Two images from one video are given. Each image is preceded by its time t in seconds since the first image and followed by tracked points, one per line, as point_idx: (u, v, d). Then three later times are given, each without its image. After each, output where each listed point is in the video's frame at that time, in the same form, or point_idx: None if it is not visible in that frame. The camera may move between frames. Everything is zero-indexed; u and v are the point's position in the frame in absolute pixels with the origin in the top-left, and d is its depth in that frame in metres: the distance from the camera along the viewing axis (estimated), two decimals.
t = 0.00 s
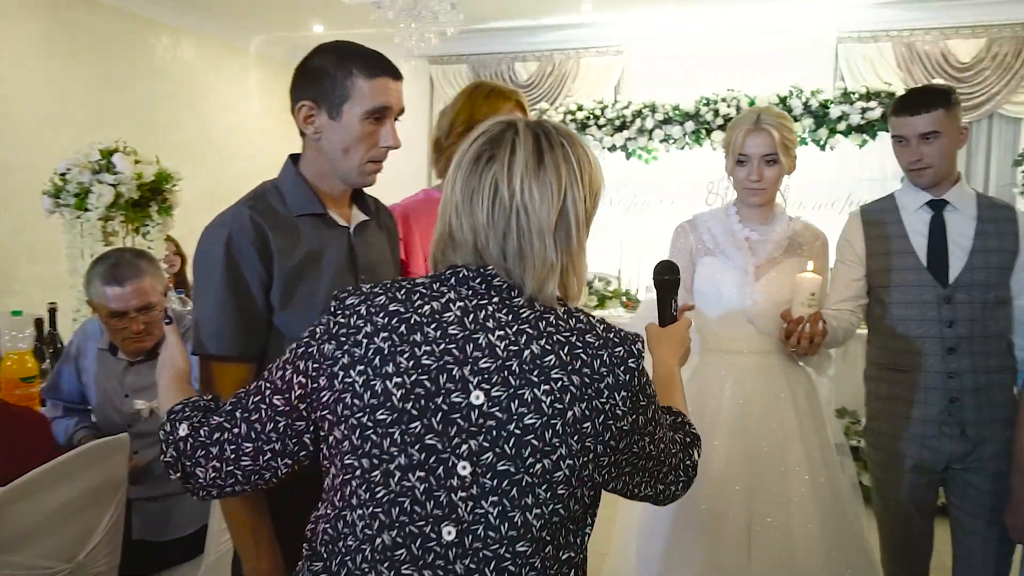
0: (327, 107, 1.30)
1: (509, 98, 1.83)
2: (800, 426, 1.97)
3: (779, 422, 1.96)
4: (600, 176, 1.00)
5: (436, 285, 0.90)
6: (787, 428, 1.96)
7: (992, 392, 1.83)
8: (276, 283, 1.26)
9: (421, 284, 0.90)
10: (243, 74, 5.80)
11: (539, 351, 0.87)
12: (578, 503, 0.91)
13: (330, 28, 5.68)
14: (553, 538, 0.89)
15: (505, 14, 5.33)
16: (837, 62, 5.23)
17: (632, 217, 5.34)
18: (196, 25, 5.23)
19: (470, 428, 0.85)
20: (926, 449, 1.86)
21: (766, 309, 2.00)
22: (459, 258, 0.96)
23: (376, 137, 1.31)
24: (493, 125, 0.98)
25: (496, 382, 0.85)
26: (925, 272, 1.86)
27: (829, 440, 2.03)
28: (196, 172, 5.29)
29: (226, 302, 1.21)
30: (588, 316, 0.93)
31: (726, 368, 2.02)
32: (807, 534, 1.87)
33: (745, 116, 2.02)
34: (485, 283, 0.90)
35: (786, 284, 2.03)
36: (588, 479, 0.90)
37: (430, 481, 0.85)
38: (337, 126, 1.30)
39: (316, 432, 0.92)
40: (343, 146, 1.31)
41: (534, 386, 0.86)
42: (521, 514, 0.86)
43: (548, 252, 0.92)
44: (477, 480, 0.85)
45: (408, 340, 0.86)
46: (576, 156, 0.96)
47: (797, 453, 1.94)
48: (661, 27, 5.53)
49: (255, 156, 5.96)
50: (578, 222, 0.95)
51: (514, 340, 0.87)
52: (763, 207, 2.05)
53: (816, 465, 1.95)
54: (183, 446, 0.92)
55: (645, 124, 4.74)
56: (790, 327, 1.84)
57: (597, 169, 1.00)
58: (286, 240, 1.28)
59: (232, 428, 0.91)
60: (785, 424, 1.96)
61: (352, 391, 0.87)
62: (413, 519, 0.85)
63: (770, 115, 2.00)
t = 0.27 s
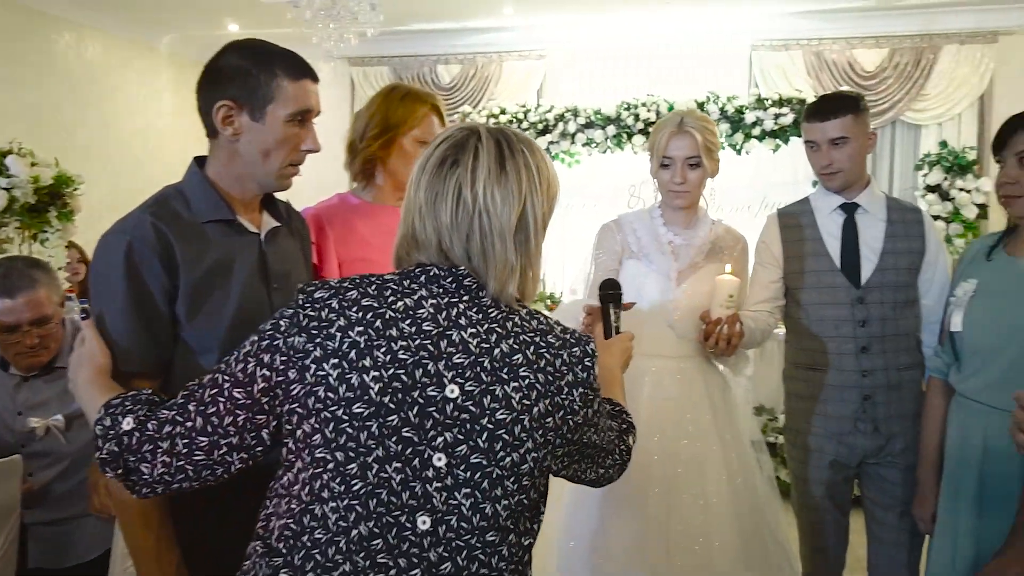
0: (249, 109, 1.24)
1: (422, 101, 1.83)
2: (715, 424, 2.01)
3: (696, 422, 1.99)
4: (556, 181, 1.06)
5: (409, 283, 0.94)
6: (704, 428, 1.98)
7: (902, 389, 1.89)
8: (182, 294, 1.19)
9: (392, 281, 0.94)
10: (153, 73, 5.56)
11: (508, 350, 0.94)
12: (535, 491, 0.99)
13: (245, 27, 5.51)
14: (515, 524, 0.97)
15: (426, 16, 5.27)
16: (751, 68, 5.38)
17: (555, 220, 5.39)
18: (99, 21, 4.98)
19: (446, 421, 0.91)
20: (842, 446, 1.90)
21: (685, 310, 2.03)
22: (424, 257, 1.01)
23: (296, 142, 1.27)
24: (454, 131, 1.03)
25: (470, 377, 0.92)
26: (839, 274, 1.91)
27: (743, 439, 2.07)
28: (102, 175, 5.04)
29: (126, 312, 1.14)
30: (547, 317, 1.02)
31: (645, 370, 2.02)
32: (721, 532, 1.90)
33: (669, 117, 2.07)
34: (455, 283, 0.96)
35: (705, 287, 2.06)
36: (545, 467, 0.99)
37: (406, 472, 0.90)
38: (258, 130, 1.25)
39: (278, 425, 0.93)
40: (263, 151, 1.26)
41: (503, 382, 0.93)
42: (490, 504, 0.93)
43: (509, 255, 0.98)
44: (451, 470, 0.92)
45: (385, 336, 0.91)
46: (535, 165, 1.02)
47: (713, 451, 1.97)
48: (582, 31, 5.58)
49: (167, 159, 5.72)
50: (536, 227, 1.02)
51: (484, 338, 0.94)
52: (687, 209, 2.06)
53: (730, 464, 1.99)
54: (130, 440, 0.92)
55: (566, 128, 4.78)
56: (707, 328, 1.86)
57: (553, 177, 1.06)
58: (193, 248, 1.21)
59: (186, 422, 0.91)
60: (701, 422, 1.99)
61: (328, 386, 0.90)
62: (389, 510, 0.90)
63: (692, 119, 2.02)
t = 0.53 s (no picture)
0: (159, 104, 1.18)
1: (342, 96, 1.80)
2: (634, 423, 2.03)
3: (617, 420, 2.01)
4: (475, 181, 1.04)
5: (325, 285, 0.91)
6: (625, 426, 2.02)
7: (822, 386, 1.93)
8: (78, 301, 1.13)
9: (307, 283, 0.91)
10: (68, 70, 5.31)
11: (427, 352, 0.92)
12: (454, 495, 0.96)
13: (167, 24, 5.32)
14: (434, 529, 0.94)
15: (356, 15, 5.18)
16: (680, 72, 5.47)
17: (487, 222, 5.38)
18: (8, 15, 4.73)
19: (363, 424, 0.88)
20: (765, 442, 1.93)
21: (613, 313, 2.04)
22: (338, 260, 0.98)
23: (206, 137, 1.23)
24: (368, 132, 1.00)
25: (387, 380, 0.89)
26: (760, 274, 1.94)
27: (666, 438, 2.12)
28: (12, 177, 4.79)
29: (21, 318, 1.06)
30: (466, 318, 0.99)
31: (569, 370, 2.05)
32: (642, 528, 1.93)
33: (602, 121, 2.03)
34: (372, 285, 0.93)
35: (630, 290, 2.08)
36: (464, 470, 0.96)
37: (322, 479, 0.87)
38: (169, 126, 1.19)
39: (185, 433, 0.88)
40: (173, 148, 1.20)
41: (421, 386, 0.91)
42: (409, 510, 0.90)
43: (425, 259, 0.97)
44: (369, 476, 0.88)
45: (299, 338, 0.87)
46: (452, 166, 1.00)
47: (633, 449, 2.00)
48: (514, 33, 5.58)
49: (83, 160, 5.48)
50: (453, 230, 1.00)
51: (403, 340, 0.91)
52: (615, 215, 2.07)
53: (651, 462, 2.02)
54: (25, 452, 0.85)
55: (499, 130, 4.78)
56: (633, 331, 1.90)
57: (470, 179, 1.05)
58: (92, 253, 1.15)
59: (85, 432, 0.85)
60: (622, 422, 2.02)
61: (238, 391, 0.86)
62: (304, 517, 0.87)
63: (625, 126, 2.00)
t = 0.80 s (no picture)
0: (60, 96, 1.17)
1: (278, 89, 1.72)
2: (574, 423, 2.01)
3: (557, 421, 1.99)
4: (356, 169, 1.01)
5: (171, 297, 0.87)
6: (565, 427, 1.99)
7: (760, 383, 1.93)
8: None
9: (153, 292, 0.87)
10: None
11: (286, 371, 0.86)
12: (330, 528, 0.89)
13: (100, 19, 5.14)
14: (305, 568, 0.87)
15: (300, 13, 5.08)
16: (627, 73, 5.50)
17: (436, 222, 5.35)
18: None
19: (206, 457, 0.82)
20: (705, 441, 1.93)
21: (549, 311, 2.02)
22: (196, 262, 0.94)
23: (112, 130, 1.23)
24: (229, 115, 0.97)
25: (235, 405, 0.84)
26: (699, 272, 1.94)
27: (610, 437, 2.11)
28: None
29: None
30: (344, 329, 0.93)
31: (509, 371, 2.01)
32: (584, 531, 1.91)
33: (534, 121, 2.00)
34: (227, 295, 0.89)
35: (569, 287, 2.06)
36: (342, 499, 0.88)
37: (163, 518, 0.81)
38: (71, 118, 1.19)
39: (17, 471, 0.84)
40: (77, 141, 1.20)
41: (277, 410, 0.85)
42: (269, 552, 0.83)
43: (289, 257, 0.93)
44: (216, 514, 0.82)
45: (131, 360, 0.83)
46: (322, 153, 0.96)
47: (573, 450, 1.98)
48: (462, 32, 5.54)
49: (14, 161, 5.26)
50: (324, 224, 0.95)
51: (256, 358, 0.86)
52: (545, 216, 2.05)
53: (591, 463, 2.00)
54: None
55: (446, 130, 4.73)
56: (571, 328, 1.85)
57: (349, 165, 0.99)
58: None
59: None
60: (561, 422, 1.99)
61: (64, 421, 0.81)
62: (143, 564, 0.80)
63: (551, 129, 1.98)
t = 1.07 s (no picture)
0: None
1: (224, 87, 1.54)
2: (536, 430, 1.93)
3: (518, 428, 1.91)
4: (68, 230, 0.78)
5: None
6: (526, 434, 1.91)
7: (724, 383, 1.90)
8: None
9: None
10: None
11: None
12: None
13: (55, 15, 5.00)
14: None
15: (262, 9, 4.98)
16: (595, 72, 5.48)
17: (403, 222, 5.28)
18: None
19: None
20: (668, 441, 1.90)
21: (508, 311, 1.97)
22: None
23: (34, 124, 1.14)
24: None
25: None
26: (661, 270, 1.90)
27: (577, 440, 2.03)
28: None
29: None
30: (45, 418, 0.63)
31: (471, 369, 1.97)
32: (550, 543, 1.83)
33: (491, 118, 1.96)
34: None
35: (530, 285, 2.01)
36: None
37: None
38: None
39: None
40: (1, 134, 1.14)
41: None
42: None
43: None
44: None
45: None
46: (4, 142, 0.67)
47: (535, 458, 1.90)
48: (428, 30, 5.47)
49: None
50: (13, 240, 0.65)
51: None
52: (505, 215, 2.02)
53: (556, 471, 1.92)
54: None
55: (413, 129, 4.65)
56: (531, 326, 1.79)
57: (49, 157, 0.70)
58: None
59: None
60: (523, 429, 1.91)
61: None
62: None
63: (507, 127, 1.92)
